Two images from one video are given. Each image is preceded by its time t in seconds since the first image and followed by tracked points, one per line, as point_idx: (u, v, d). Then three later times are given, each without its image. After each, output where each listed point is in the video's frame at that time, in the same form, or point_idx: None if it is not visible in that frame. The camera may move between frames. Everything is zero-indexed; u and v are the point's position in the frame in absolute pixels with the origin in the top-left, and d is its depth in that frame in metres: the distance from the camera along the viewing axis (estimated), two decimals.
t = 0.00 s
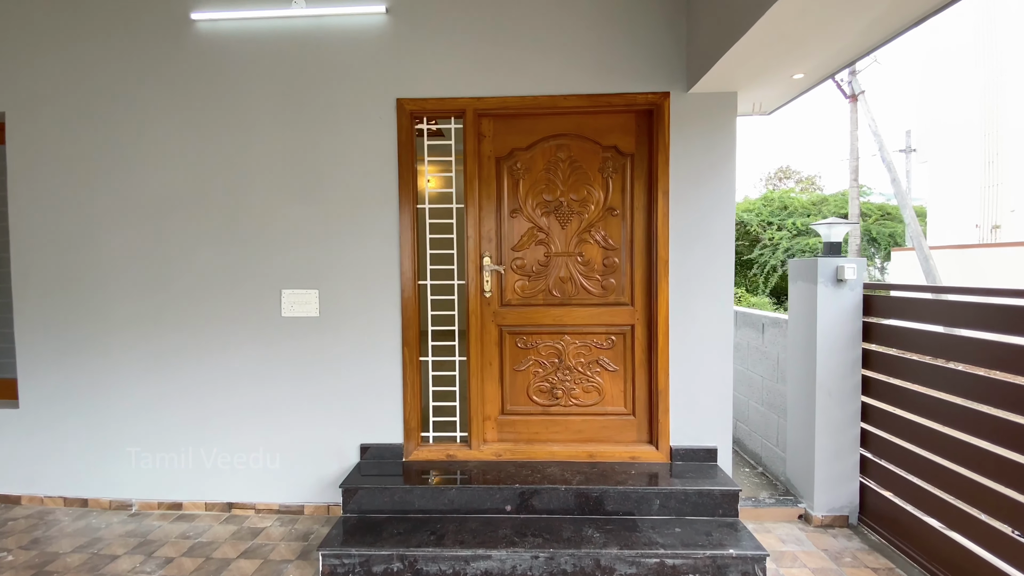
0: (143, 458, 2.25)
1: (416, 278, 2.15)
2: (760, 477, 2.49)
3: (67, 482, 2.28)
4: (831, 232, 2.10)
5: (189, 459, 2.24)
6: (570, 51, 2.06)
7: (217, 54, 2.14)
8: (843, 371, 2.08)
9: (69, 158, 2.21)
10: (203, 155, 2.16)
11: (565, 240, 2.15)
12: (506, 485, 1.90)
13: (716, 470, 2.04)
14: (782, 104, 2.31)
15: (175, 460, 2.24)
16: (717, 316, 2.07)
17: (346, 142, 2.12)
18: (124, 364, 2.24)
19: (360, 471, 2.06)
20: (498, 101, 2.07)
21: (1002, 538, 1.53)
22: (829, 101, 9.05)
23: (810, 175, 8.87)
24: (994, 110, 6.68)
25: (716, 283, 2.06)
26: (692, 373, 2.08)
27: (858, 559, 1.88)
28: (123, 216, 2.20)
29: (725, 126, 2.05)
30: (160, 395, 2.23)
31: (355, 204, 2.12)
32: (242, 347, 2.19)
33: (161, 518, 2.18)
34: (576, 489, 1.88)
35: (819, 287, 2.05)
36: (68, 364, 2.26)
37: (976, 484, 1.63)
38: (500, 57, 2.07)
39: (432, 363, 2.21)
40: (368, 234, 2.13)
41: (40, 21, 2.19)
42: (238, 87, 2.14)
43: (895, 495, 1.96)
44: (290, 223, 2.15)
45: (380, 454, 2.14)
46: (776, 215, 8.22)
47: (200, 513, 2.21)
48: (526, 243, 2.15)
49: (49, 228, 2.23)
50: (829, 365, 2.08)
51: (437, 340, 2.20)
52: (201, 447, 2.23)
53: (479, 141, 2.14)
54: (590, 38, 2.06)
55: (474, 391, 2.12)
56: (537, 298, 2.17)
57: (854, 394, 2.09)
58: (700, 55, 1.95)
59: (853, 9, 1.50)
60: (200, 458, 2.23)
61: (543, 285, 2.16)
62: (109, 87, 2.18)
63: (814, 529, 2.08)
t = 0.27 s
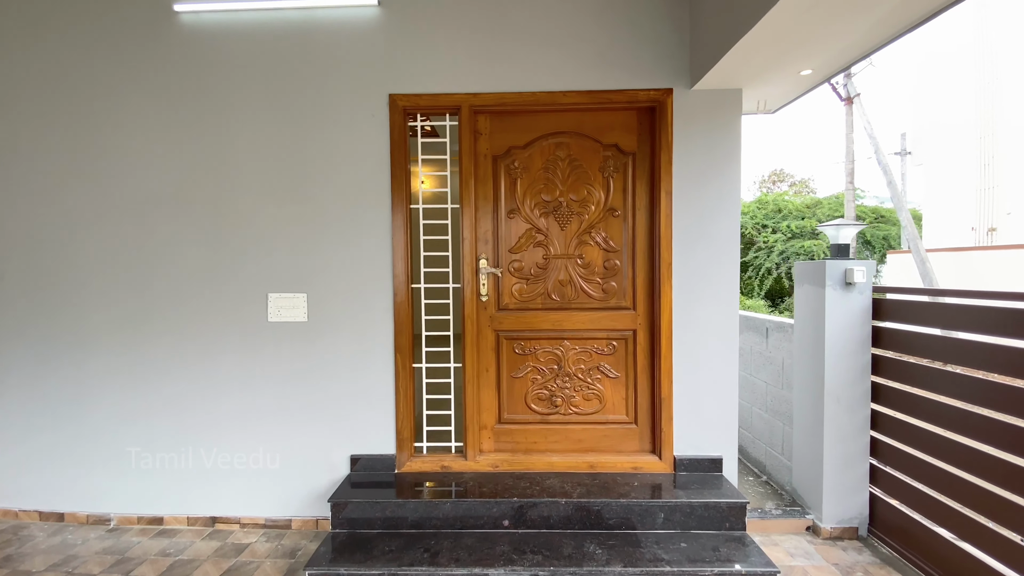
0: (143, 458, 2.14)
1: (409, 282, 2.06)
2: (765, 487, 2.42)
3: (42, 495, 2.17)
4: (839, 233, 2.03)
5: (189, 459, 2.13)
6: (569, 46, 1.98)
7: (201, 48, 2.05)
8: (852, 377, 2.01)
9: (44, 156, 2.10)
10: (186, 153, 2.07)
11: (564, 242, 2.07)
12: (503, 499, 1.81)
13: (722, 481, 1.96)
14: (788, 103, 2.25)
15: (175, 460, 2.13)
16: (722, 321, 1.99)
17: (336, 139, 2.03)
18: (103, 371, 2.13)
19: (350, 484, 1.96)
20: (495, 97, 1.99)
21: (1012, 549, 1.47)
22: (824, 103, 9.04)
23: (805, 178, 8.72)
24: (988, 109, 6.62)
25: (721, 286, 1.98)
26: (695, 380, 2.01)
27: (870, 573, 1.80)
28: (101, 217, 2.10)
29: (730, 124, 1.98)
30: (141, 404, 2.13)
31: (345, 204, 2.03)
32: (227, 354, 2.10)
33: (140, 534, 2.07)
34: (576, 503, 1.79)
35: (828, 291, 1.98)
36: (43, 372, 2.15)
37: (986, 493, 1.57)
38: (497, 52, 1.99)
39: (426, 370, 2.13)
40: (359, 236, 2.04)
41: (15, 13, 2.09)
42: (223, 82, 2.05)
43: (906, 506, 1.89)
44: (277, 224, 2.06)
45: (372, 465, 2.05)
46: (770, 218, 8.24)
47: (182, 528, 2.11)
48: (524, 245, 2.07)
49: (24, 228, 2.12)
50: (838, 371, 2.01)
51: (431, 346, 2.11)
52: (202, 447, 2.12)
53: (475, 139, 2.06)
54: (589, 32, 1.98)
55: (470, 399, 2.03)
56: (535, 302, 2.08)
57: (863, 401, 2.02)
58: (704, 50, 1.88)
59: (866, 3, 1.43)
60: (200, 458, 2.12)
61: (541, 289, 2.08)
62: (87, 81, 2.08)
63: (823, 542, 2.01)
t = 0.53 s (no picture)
0: (143, 459, 2.01)
1: (401, 285, 1.95)
2: (773, 498, 2.32)
3: (9, 512, 2.04)
4: (852, 233, 1.94)
5: (188, 459, 2.00)
6: (569, 37, 1.89)
7: (181, 39, 1.94)
8: (866, 385, 1.91)
9: (13, 150, 1.98)
10: (165, 149, 1.95)
11: (565, 242, 1.97)
12: (501, 516, 1.69)
13: (731, 495, 1.86)
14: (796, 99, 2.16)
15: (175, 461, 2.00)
16: (730, 326, 1.89)
17: (324, 134, 1.92)
18: (75, 379, 2.01)
19: (338, 499, 1.84)
20: (492, 90, 1.89)
21: None
22: (820, 106, 9.03)
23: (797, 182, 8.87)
24: (985, 109, 6.59)
25: (729, 290, 1.89)
26: (703, 388, 1.91)
27: None
28: (74, 217, 1.98)
29: (737, 120, 1.89)
30: (115, 414, 2.01)
31: (334, 203, 1.92)
32: (208, 361, 1.98)
33: (113, 553, 1.94)
34: (579, 521, 1.68)
35: (841, 294, 1.89)
36: (11, 380, 2.02)
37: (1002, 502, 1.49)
38: (494, 43, 1.89)
39: (419, 377, 2.01)
40: (348, 236, 1.93)
41: None
42: (205, 74, 1.94)
43: (925, 521, 1.79)
44: (261, 223, 1.94)
45: (361, 479, 1.93)
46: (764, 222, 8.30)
47: (159, 547, 1.98)
48: (522, 246, 1.97)
49: None
50: (851, 378, 1.92)
51: (424, 352, 2.00)
52: (201, 445, 1.99)
53: (471, 134, 1.96)
54: (591, 23, 1.89)
55: (466, 409, 1.92)
56: (534, 306, 1.98)
57: (877, 410, 1.93)
58: (711, 42, 1.79)
59: None
60: (201, 457, 2.00)
61: (541, 292, 1.98)
62: (59, 73, 1.96)
63: (838, 559, 1.91)
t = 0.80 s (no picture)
0: (143, 459, 1.86)
1: (395, 293, 1.83)
2: (789, 519, 2.20)
3: None
4: (875, 238, 1.84)
5: (187, 459, 1.85)
6: (574, 31, 1.78)
7: (160, 31, 1.82)
8: (889, 399, 1.81)
9: None
10: (143, 149, 1.82)
11: (570, 248, 1.85)
12: (502, 545, 1.55)
13: (748, 517, 1.74)
14: (811, 98, 2.07)
15: (174, 461, 1.85)
16: (746, 337, 1.78)
17: (313, 132, 1.80)
18: (43, 394, 1.86)
19: (327, 525, 1.70)
20: (492, 85, 1.77)
21: None
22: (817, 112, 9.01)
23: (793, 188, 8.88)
24: (985, 114, 6.56)
25: (744, 298, 1.78)
26: (717, 403, 1.79)
27: None
28: (43, 220, 1.84)
29: (752, 118, 1.78)
30: (87, 432, 1.86)
31: (323, 206, 1.80)
32: (188, 375, 1.84)
33: None
34: (587, 549, 1.54)
35: (863, 302, 1.78)
36: None
37: None
38: (495, 36, 1.78)
39: (414, 392, 1.88)
40: (338, 241, 1.80)
41: None
42: (186, 67, 1.82)
43: (955, 545, 1.67)
44: (245, 228, 1.81)
45: (351, 502, 1.79)
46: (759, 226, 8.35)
47: None
48: (524, 251, 1.85)
49: None
50: (873, 392, 1.81)
51: (420, 365, 1.87)
52: (201, 444, 1.85)
53: (471, 133, 1.84)
54: (597, 16, 1.78)
55: (464, 426, 1.79)
56: (537, 316, 1.86)
57: (901, 426, 1.82)
58: (725, 35, 1.69)
59: None
60: (200, 457, 1.85)
61: (544, 301, 1.86)
62: (30, 67, 1.84)
63: None
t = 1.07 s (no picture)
0: (143, 459, 1.74)
1: (389, 303, 1.73)
2: (802, 540, 2.11)
3: None
4: (890, 247, 1.77)
5: (187, 460, 1.74)
6: (577, 29, 1.70)
7: (142, 29, 1.73)
8: (907, 415, 1.72)
9: None
10: (123, 152, 1.73)
11: (573, 256, 1.76)
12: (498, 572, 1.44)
13: (762, 541, 1.64)
14: (821, 101, 2.00)
15: (174, 461, 1.74)
16: (758, 350, 1.69)
17: (303, 134, 1.71)
18: (12, 410, 1.75)
19: (315, 551, 1.59)
20: (491, 86, 1.69)
21: None
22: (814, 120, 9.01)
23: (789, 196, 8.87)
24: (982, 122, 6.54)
25: (756, 309, 1.69)
26: (729, 420, 1.70)
27: None
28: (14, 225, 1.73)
29: (763, 121, 1.71)
30: (58, 452, 1.74)
31: (313, 212, 1.71)
32: (168, 390, 1.74)
33: None
34: None
35: (879, 313, 1.71)
36: None
37: None
38: (494, 35, 1.70)
39: (408, 409, 1.76)
40: (329, 249, 1.71)
41: None
42: (169, 66, 1.73)
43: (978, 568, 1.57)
44: (231, 235, 1.72)
45: (341, 526, 1.68)
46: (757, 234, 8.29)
47: None
48: (525, 260, 1.76)
49: None
50: (891, 407, 1.72)
51: (414, 379, 1.77)
52: (182, 463, 1.73)
53: (469, 135, 1.76)
54: (601, 14, 1.71)
55: (462, 444, 1.68)
56: (539, 327, 1.77)
57: (921, 443, 1.73)
58: (735, 34, 1.62)
59: None
60: (200, 457, 1.73)
61: (546, 311, 1.77)
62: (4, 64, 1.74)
63: None
